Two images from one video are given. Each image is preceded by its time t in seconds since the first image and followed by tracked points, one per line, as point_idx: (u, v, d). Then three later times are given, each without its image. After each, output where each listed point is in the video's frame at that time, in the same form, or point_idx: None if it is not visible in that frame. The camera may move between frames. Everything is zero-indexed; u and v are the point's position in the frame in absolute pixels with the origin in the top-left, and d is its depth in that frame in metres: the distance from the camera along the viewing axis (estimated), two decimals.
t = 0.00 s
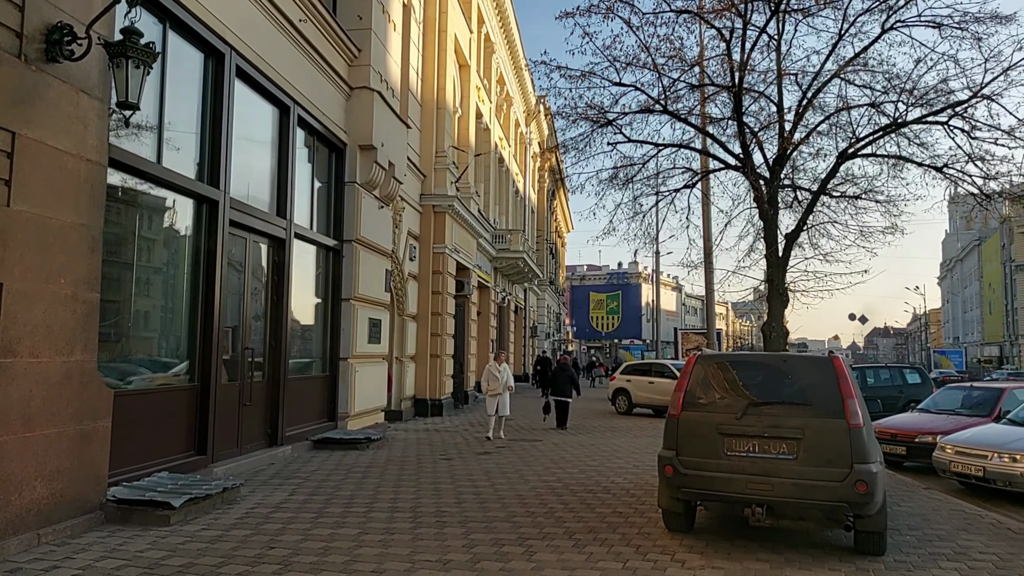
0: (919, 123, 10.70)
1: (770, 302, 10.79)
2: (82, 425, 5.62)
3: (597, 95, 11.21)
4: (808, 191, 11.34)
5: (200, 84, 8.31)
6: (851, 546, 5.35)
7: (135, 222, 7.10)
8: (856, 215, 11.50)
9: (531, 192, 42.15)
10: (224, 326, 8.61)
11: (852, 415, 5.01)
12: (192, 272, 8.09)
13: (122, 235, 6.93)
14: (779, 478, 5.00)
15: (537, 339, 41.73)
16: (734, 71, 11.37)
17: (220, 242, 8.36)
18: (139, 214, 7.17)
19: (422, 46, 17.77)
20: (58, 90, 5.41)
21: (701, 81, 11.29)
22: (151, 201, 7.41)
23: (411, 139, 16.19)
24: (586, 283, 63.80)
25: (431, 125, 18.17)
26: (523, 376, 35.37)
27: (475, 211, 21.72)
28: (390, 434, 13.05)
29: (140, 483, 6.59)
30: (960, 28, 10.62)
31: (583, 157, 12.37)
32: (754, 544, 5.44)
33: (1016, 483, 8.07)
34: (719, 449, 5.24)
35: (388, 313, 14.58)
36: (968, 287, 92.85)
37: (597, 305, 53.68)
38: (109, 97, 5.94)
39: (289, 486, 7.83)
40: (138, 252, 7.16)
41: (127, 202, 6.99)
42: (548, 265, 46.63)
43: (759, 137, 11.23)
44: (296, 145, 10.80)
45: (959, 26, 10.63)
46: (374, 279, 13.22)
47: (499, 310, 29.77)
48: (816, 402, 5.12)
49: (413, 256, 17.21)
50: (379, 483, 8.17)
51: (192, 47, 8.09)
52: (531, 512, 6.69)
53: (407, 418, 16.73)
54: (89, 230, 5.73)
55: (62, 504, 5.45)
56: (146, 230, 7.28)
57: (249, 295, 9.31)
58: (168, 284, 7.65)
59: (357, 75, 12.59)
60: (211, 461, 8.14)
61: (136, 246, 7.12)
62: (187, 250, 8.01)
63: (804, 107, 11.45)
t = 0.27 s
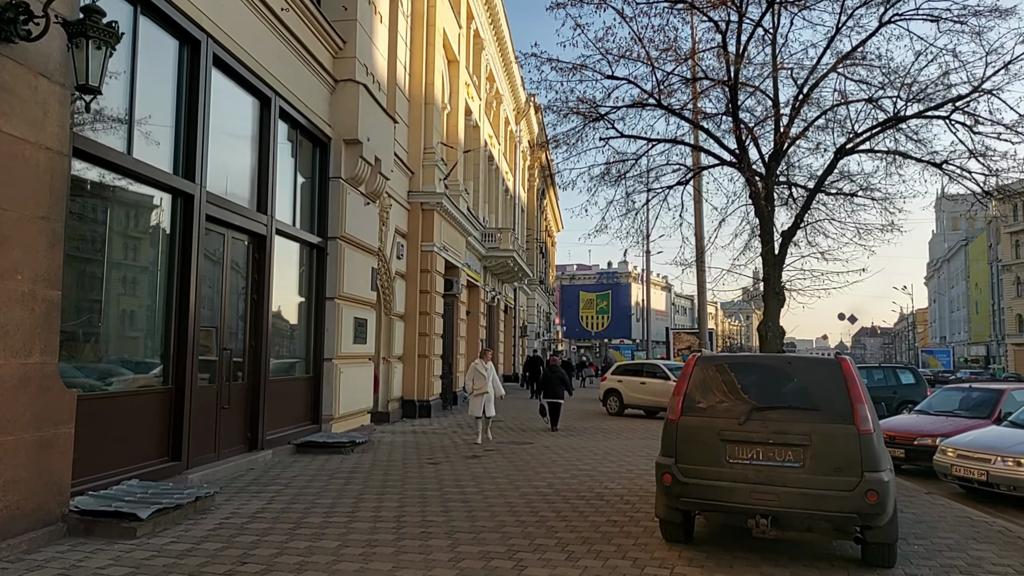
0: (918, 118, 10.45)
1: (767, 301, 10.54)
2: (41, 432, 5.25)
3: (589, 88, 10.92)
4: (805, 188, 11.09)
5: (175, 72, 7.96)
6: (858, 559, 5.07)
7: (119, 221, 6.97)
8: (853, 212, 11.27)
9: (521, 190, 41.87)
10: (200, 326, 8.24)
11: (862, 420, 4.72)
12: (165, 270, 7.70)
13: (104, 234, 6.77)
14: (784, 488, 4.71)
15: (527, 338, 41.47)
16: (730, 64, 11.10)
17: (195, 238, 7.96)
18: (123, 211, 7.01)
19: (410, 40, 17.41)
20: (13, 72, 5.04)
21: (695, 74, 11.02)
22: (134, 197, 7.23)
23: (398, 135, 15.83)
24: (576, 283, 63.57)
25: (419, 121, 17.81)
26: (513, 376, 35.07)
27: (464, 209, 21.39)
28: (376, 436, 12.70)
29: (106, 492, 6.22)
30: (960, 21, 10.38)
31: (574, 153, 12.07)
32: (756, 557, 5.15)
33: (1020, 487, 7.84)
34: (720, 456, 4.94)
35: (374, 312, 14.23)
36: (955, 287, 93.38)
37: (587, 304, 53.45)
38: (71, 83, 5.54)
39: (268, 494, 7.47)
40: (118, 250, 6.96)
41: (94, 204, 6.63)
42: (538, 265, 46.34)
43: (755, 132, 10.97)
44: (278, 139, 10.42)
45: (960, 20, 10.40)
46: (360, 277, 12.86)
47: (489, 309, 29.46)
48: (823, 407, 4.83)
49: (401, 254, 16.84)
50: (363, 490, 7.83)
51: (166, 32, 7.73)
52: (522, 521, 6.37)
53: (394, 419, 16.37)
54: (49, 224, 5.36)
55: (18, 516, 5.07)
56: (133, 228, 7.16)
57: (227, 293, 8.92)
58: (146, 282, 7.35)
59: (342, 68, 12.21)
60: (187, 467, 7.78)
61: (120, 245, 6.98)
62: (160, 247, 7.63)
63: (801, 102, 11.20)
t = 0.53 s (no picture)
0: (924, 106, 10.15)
1: (768, 296, 10.26)
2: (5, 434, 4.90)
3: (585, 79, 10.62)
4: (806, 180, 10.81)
5: (153, 57, 7.61)
6: (875, 566, 4.77)
7: (106, 220, 6.82)
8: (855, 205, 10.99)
9: (514, 188, 41.57)
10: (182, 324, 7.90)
11: (882, 418, 4.43)
12: (143, 264, 7.36)
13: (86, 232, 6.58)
14: (798, 491, 4.42)
15: (521, 337, 41.18)
16: (729, 53, 10.80)
17: (176, 231, 7.62)
18: (107, 209, 6.83)
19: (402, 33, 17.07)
20: None
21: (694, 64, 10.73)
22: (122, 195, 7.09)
23: (389, 129, 15.50)
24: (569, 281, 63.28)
25: (411, 115, 17.46)
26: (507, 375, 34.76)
27: (457, 205, 21.06)
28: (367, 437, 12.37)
29: (78, 498, 5.87)
30: (966, 8, 10.11)
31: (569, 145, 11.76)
32: (768, 564, 4.85)
33: None
34: (730, 457, 4.65)
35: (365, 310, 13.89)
36: (948, 284, 93.56)
37: (581, 303, 53.16)
38: (35, 62, 5.20)
39: (251, 498, 7.13)
40: (100, 248, 6.74)
41: (67, 197, 6.32)
42: (532, 263, 46.02)
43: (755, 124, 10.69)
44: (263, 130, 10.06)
45: (965, 7, 10.12)
46: (350, 274, 12.51)
47: (483, 308, 29.14)
48: (839, 405, 4.54)
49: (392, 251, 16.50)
50: (352, 494, 7.50)
51: (142, 15, 7.39)
52: (518, 526, 6.07)
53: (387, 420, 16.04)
54: (12, 212, 5.01)
55: None
56: (124, 227, 7.07)
57: (211, 290, 8.58)
58: (119, 280, 7.01)
59: (330, 58, 11.84)
60: (167, 471, 7.44)
61: (105, 244, 6.80)
62: (139, 241, 7.30)
63: (801, 92, 10.92)
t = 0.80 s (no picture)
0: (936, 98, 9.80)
1: (775, 295, 9.96)
2: None
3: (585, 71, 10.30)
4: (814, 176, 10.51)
5: (135, 44, 7.28)
6: None
7: (83, 217, 6.53)
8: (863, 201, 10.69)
9: (513, 187, 41.25)
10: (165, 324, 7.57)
11: (907, 424, 4.12)
12: (124, 262, 7.03)
13: (63, 230, 6.32)
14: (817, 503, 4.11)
15: (520, 337, 40.87)
16: (734, 45, 10.49)
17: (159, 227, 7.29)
18: (86, 206, 6.55)
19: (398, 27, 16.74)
20: None
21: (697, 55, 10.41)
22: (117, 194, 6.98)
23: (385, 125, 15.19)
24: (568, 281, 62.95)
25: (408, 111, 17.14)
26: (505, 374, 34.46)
27: (455, 203, 20.75)
28: (363, 440, 12.06)
29: (51, 509, 5.56)
30: None
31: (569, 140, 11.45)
32: None
33: None
34: (744, 466, 4.34)
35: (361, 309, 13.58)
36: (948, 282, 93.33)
37: (580, 302, 52.86)
38: None
39: (238, 506, 6.82)
40: (76, 246, 6.45)
41: (38, 192, 6.02)
42: (531, 262, 45.71)
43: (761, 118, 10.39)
44: (253, 124, 9.72)
45: None
46: (344, 272, 12.20)
47: (481, 307, 28.83)
48: (862, 411, 4.23)
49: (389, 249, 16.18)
50: (343, 501, 7.18)
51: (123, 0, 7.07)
52: (516, 537, 5.75)
53: (383, 422, 15.73)
54: None
55: None
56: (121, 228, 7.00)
57: (197, 289, 8.26)
58: (98, 279, 6.69)
59: (324, 51, 11.50)
60: (151, 478, 7.13)
61: (83, 242, 6.52)
62: (119, 238, 6.98)
63: (808, 85, 10.62)
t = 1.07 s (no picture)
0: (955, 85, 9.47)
1: (786, 289, 9.66)
2: None
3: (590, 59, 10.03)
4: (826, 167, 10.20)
5: (124, 31, 7.05)
6: None
7: (68, 210, 6.31)
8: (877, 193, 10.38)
9: (517, 185, 40.96)
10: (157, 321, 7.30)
11: (940, 422, 3.84)
12: (112, 256, 6.78)
13: (56, 226, 6.20)
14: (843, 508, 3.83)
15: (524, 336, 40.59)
16: (743, 32, 10.19)
17: (149, 219, 7.02)
18: (81, 202, 6.44)
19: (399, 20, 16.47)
20: None
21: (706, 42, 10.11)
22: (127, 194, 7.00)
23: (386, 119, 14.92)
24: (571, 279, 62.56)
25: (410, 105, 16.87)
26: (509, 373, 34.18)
27: (458, 200, 20.48)
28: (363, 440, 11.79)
29: (34, 513, 5.31)
30: None
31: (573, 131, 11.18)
32: None
33: None
34: (763, 468, 4.06)
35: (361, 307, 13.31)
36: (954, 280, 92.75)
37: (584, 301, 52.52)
38: None
39: (231, 509, 6.56)
40: (60, 240, 6.22)
41: (15, 183, 5.77)
42: (535, 261, 45.44)
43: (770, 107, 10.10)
44: (248, 114, 9.45)
45: None
46: (344, 268, 11.94)
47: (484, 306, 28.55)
48: (890, 409, 3.94)
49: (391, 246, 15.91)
50: (341, 503, 6.92)
51: None
52: (521, 542, 5.47)
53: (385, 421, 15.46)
54: None
55: None
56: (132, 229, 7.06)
57: (191, 285, 8.02)
58: (95, 277, 6.57)
59: (322, 42, 11.23)
60: (142, 480, 6.88)
61: (78, 239, 6.41)
62: (107, 231, 6.72)
63: (820, 73, 10.32)
